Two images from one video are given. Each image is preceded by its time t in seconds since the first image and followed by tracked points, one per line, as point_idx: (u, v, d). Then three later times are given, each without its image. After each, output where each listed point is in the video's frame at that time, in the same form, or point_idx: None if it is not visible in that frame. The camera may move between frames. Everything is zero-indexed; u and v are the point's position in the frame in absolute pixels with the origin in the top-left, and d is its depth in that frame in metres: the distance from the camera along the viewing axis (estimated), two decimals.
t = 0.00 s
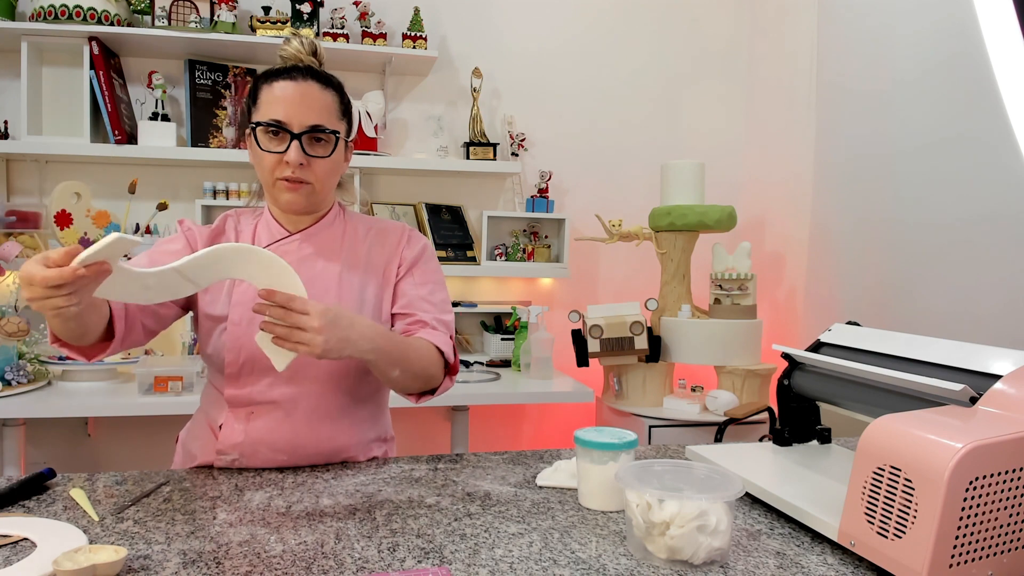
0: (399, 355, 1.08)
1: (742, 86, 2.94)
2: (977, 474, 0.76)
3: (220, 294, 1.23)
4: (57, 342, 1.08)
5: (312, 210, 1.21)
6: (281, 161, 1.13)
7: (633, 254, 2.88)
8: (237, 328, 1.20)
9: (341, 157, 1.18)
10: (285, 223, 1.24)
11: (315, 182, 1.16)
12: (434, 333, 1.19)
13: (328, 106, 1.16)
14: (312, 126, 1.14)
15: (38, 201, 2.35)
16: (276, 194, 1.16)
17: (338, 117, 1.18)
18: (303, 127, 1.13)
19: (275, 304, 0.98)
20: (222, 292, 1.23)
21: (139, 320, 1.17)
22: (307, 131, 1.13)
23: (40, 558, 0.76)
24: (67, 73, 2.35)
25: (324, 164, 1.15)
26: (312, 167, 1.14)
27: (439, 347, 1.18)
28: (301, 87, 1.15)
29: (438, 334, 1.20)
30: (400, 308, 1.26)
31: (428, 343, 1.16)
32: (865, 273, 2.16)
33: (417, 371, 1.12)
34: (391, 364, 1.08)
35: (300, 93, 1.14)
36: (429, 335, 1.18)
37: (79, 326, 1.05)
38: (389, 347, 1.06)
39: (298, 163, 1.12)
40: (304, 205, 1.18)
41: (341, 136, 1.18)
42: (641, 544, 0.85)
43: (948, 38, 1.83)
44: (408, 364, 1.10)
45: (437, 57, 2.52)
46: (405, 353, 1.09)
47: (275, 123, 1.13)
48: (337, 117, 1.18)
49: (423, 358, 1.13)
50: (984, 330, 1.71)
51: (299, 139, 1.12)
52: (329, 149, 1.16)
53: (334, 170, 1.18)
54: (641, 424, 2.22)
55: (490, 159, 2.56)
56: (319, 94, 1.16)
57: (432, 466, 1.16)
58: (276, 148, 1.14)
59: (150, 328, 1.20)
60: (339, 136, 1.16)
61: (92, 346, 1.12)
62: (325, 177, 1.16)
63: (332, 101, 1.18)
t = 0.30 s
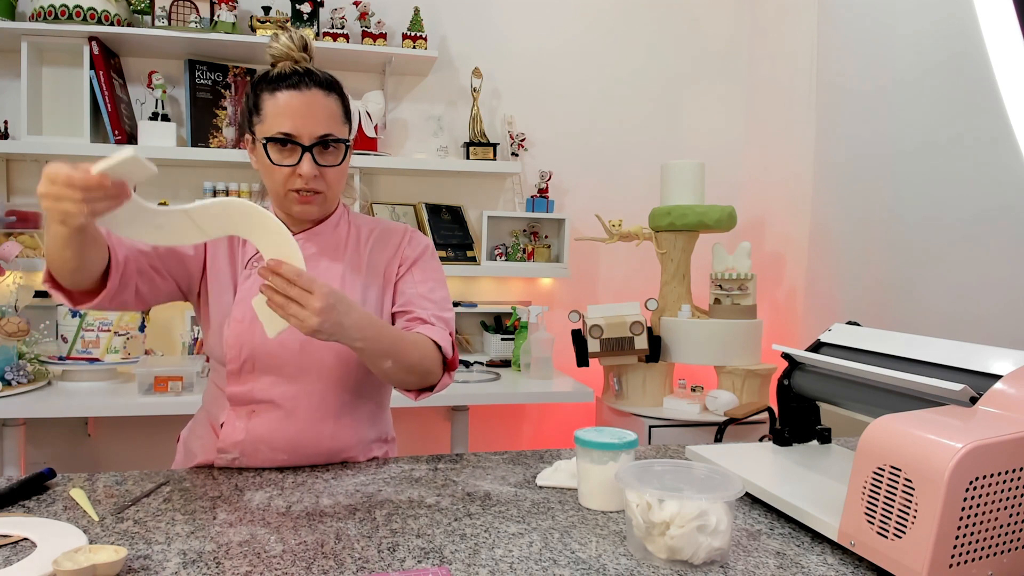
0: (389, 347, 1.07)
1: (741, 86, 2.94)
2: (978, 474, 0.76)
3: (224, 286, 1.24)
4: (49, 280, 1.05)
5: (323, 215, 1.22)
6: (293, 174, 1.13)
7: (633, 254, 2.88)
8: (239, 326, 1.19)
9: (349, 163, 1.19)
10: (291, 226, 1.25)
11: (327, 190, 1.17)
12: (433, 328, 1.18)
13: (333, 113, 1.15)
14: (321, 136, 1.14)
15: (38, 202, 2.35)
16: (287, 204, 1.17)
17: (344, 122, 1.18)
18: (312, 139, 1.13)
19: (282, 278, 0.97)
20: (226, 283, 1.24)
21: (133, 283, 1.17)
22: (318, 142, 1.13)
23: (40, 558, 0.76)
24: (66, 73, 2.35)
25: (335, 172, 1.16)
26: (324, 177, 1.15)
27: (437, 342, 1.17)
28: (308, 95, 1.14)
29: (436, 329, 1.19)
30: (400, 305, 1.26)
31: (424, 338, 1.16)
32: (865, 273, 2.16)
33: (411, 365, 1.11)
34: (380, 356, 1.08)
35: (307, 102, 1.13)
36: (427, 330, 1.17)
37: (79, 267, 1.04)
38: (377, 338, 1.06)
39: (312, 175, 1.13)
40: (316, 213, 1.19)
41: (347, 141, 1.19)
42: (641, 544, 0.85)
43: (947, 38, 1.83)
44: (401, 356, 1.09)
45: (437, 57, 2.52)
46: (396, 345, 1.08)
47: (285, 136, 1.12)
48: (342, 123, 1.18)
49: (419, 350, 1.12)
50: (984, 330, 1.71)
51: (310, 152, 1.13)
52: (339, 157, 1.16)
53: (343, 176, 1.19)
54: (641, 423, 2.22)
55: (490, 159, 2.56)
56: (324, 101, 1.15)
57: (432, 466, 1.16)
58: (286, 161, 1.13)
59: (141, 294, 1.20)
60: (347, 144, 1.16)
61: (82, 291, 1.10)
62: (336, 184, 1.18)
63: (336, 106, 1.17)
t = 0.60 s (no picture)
0: (356, 353, 1.07)
1: (741, 86, 2.94)
2: (978, 474, 0.76)
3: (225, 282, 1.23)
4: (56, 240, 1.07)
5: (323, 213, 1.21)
6: (292, 167, 1.12)
7: (633, 254, 2.88)
8: (240, 323, 1.20)
9: (348, 160, 1.18)
10: (293, 224, 1.24)
11: (327, 186, 1.16)
12: (417, 334, 1.17)
13: (334, 108, 1.16)
14: (319, 130, 1.13)
15: (38, 202, 2.35)
16: (287, 200, 1.16)
17: (344, 118, 1.18)
18: (311, 131, 1.13)
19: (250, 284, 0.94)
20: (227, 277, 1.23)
21: (139, 258, 1.16)
22: (317, 135, 1.13)
23: (40, 558, 0.76)
24: (66, 73, 2.35)
25: (335, 167, 1.15)
26: (324, 171, 1.14)
27: (420, 349, 1.15)
28: (307, 90, 1.14)
29: (420, 336, 1.17)
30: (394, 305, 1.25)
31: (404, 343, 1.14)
32: (865, 273, 2.16)
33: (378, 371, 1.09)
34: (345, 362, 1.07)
35: (308, 96, 1.13)
36: (411, 335, 1.16)
37: (80, 221, 1.03)
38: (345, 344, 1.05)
39: (310, 167, 1.11)
40: (316, 210, 1.18)
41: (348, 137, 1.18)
42: (641, 544, 0.85)
43: (947, 38, 1.83)
44: (368, 364, 1.08)
45: (437, 57, 2.52)
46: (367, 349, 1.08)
47: (285, 130, 1.12)
48: (342, 120, 1.17)
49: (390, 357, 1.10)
50: (984, 329, 1.71)
51: (308, 144, 1.12)
52: (338, 151, 1.15)
53: (344, 173, 1.18)
54: (641, 424, 2.22)
55: (490, 159, 2.56)
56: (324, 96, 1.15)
57: (432, 466, 1.16)
58: (285, 154, 1.13)
59: (143, 274, 1.20)
60: (347, 138, 1.16)
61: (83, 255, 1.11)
62: (335, 179, 1.16)
63: (337, 102, 1.17)
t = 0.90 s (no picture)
0: (365, 342, 1.07)
1: (741, 86, 2.94)
2: (978, 474, 0.76)
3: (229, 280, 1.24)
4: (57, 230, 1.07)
5: (313, 210, 1.20)
6: (274, 165, 1.12)
7: (633, 254, 2.88)
8: (242, 322, 1.20)
9: (335, 156, 1.16)
10: (293, 223, 1.25)
11: (310, 182, 1.14)
12: (421, 330, 1.17)
13: (316, 104, 1.14)
14: (299, 127, 1.12)
15: (38, 201, 2.35)
16: (276, 199, 1.17)
17: (330, 114, 1.17)
18: (291, 129, 1.12)
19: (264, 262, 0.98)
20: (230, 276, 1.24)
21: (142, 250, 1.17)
22: (296, 132, 1.12)
23: (40, 558, 0.76)
24: (67, 73, 2.35)
25: (317, 163, 1.14)
26: (305, 167, 1.13)
27: (423, 344, 1.15)
28: (289, 88, 1.13)
29: (423, 331, 1.17)
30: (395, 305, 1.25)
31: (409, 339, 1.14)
32: (865, 273, 2.16)
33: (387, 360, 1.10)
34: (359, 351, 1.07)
35: (290, 95, 1.13)
36: (415, 331, 1.16)
37: (74, 214, 1.03)
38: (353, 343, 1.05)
39: (289, 164, 1.11)
40: (305, 206, 1.17)
41: (332, 132, 1.16)
42: (641, 544, 0.85)
43: (948, 38, 1.83)
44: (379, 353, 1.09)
45: (437, 57, 2.52)
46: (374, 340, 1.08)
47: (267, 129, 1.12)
48: (327, 115, 1.16)
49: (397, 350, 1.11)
50: (984, 329, 1.71)
51: (287, 141, 1.11)
52: (321, 147, 1.14)
53: (330, 169, 1.16)
54: (641, 423, 2.22)
55: (490, 159, 2.56)
56: (306, 92, 1.14)
57: (432, 466, 1.16)
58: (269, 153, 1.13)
59: (145, 267, 1.20)
60: (328, 133, 1.14)
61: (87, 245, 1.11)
62: (321, 175, 1.15)
63: (320, 97, 1.16)
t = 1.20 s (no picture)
0: (371, 355, 1.06)
1: (741, 86, 2.94)
2: (977, 474, 0.76)
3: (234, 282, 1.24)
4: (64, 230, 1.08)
5: (309, 206, 1.19)
6: (264, 162, 1.12)
7: (633, 254, 2.88)
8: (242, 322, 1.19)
9: (325, 148, 1.15)
10: (291, 223, 1.24)
11: (302, 177, 1.13)
12: (425, 334, 1.16)
13: (304, 97, 1.14)
14: (287, 121, 1.12)
15: (38, 202, 2.35)
16: (271, 196, 1.17)
17: (319, 106, 1.16)
18: (278, 123, 1.12)
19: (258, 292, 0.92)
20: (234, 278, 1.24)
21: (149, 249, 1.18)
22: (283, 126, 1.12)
23: (40, 558, 0.76)
24: (67, 73, 2.35)
25: (306, 157, 1.13)
26: (294, 161, 1.12)
27: (427, 348, 1.15)
28: (276, 85, 1.14)
29: (428, 335, 1.17)
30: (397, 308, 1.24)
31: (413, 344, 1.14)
32: (865, 273, 2.16)
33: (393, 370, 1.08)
34: (364, 366, 1.05)
35: (276, 91, 1.13)
36: (419, 336, 1.16)
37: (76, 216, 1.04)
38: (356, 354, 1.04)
39: (278, 159, 1.11)
40: (300, 203, 1.17)
41: (322, 126, 1.15)
42: (641, 544, 0.85)
43: (948, 38, 1.83)
44: (385, 364, 1.07)
45: (437, 57, 2.52)
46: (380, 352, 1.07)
47: (256, 126, 1.12)
48: (315, 108, 1.15)
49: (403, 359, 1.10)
50: (984, 329, 1.71)
51: (275, 136, 1.11)
52: (309, 140, 1.13)
53: (321, 163, 1.15)
54: (641, 423, 2.22)
55: (490, 159, 2.56)
56: (294, 86, 1.14)
57: (432, 466, 1.16)
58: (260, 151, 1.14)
59: (153, 266, 1.21)
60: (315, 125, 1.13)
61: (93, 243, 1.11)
62: (311, 169, 1.14)
63: (307, 91, 1.15)
